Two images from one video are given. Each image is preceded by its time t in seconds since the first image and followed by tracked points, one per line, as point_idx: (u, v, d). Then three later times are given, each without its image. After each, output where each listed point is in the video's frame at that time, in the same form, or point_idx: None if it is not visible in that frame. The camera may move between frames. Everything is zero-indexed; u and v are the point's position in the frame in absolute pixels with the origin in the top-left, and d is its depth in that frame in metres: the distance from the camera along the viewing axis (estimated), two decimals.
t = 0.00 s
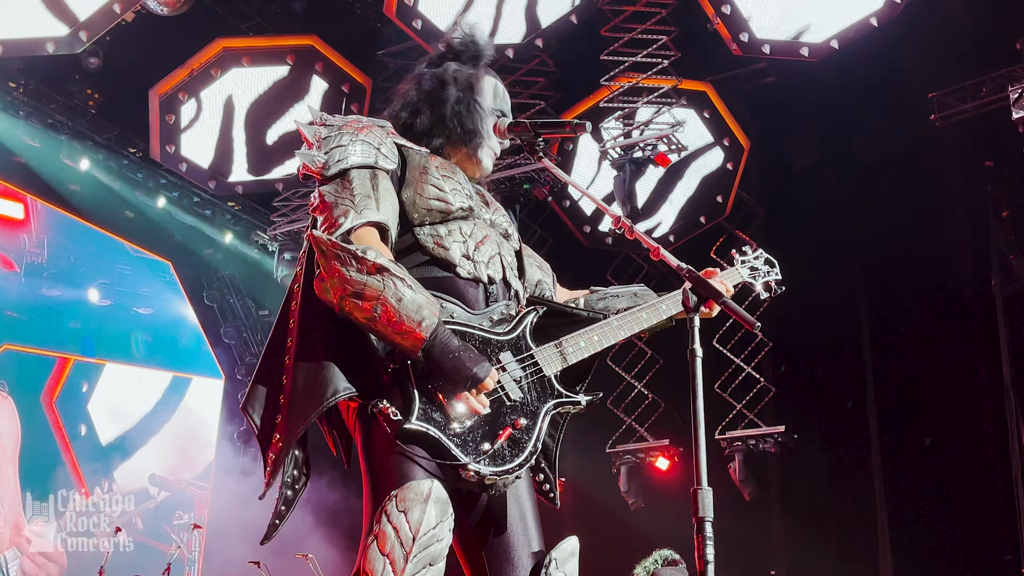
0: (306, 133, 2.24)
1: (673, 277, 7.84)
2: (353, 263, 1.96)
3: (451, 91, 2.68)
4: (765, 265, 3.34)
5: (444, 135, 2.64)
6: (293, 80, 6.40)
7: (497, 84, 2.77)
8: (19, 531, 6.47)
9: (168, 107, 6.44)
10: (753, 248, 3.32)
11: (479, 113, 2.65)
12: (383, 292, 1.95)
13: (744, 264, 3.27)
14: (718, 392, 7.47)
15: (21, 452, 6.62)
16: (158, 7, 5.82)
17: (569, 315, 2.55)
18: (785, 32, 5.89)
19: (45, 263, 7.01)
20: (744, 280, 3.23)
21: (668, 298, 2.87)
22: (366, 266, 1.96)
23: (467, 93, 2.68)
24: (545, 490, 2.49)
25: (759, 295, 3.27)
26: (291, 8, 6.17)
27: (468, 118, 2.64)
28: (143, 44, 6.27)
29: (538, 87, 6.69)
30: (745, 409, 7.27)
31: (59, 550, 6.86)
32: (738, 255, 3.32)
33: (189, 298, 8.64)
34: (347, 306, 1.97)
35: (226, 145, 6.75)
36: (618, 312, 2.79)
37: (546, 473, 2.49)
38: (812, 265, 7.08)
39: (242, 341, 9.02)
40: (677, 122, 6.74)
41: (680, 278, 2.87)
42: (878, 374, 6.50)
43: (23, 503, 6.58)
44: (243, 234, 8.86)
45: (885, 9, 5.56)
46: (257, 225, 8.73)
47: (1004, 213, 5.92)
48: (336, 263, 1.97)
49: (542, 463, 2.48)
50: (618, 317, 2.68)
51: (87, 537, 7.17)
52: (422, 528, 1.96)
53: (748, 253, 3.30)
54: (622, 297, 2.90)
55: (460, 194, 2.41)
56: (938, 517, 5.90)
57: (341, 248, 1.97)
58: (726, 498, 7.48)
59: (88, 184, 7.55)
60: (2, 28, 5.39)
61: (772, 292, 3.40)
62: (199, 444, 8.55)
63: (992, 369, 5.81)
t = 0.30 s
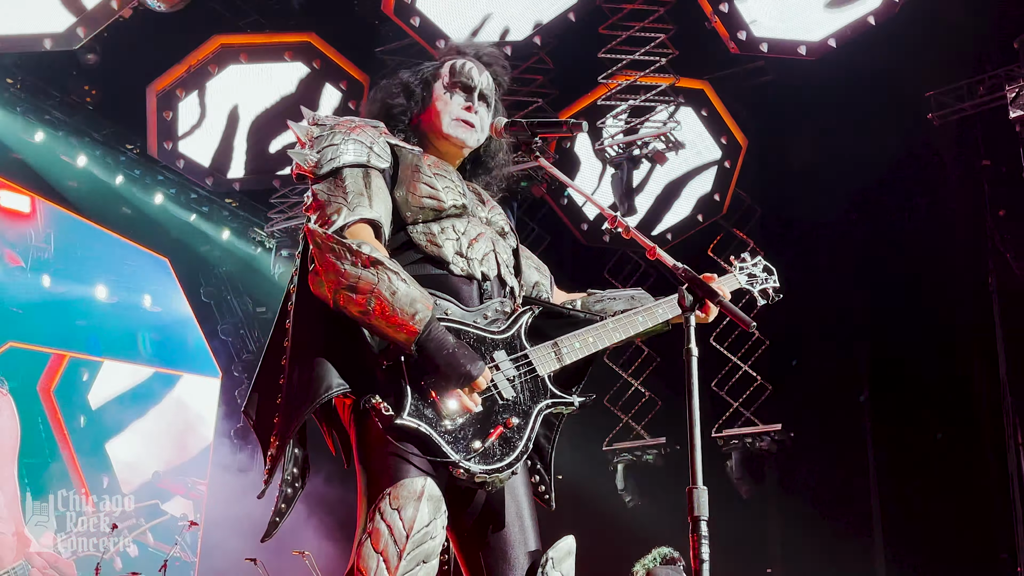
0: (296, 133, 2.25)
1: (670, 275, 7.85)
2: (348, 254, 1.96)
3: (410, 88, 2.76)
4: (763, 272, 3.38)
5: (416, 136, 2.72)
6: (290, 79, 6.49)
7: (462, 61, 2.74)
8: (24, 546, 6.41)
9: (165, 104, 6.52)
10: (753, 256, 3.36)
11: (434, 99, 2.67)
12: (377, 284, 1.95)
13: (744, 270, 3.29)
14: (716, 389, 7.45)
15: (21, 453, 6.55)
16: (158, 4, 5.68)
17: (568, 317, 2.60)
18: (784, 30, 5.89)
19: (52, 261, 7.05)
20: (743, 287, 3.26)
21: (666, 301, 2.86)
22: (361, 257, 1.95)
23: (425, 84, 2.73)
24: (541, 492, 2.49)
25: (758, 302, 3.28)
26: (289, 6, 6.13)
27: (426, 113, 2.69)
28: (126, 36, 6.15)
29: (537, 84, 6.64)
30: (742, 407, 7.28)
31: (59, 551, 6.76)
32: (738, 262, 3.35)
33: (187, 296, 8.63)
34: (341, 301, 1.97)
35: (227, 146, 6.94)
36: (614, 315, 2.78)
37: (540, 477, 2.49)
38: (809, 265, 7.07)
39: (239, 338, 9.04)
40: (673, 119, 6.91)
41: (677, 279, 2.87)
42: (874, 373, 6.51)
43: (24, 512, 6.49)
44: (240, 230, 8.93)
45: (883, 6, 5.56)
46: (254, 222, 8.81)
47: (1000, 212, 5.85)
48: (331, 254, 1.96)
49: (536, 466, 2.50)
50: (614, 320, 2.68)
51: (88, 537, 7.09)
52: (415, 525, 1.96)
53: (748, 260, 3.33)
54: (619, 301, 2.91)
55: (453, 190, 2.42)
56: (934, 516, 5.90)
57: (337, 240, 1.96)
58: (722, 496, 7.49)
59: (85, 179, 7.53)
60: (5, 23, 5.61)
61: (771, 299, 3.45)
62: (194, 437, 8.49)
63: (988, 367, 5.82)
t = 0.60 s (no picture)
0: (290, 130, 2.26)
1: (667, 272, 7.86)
2: (340, 256, 1.96)
3: (397, 80, 2.76)
4: (765, 267, 3.37)
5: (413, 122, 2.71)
6: (287, 76, 6.45)
7: (447, 53, 2.82)
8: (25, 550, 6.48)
9: (162, 100, 6.49)
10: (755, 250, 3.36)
11: (433, 85, 2.70)
12: (371, 283, 1.95)
13: (745, 265, 3.29)
14: (712, 388, 7.52)
15: (19, 452, 6.57)
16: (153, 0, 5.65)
17: (566, 312, 2.61)
18: (780, 29, 5.90)
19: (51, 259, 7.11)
20: (744, 282, 3.26)
21: (664, 297, 2.86)
22: (353, 258, 1.96)
23: (417, 72, 2.75)
24: (536, 487, 2.49)
25: (759, 296, 3.28)
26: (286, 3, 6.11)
27: (425, 98, 2.70)
28: (130, 33, 6.22)
29: (533, 82, 6.63)
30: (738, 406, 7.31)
31: (59, 551, 6.76)
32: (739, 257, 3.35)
33: (183, 294, 8.64)
34: (336, 300, 1.97)
35: (226, 142, 6.90)
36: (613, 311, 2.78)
37: (535, 472, 2.49)
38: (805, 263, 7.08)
39: (235, 335, 8.99)
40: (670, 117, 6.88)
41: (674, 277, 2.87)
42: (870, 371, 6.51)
43: (25, 515, 6.53)
44: (237, 228, 8.83)
45: (879, 7, 5.57)
46: (250, 220, 8.70)
47: (997, 212, 5.85)
48: (324, 255, 1.96)
49: (530, 462, 2.50)
50: (612, 315, 2.68)
51: (88, 537, 7.09)
52: (409, 522, 1.97)
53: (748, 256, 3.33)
54: (616, 295, 2.91)
55: (449, 187, 2.43)
56: (929, 517, 5.91)
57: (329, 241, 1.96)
58: (718, 493, 7.51)
59: (82, 176, 7.51)
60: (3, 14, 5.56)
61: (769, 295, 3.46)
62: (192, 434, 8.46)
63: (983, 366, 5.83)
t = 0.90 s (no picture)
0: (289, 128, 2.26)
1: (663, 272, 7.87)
2: (338, 255, 1.97)
3: (405, 78, 2.80)
4: (763, 271, 3.36)
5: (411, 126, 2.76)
6: (284, 73, 6.42)
7: (466, 59, 2.88)
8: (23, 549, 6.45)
9: (158, 98, 6.35)
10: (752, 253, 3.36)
11: (438, 90, 2.75)
12: (367, 283, 1.96)
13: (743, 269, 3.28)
14: (708, 387, 7.49)
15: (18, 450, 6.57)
16: None
17: (563, 310, 2.59)
18: (776, 29, 5.92)
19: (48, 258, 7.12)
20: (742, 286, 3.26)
21: (661, 300, 2.87)
22: (349, 258, 1.97)
23: (426, 76, 2.79)
24: (535, 484, 2.49)
25: (757, 299, 3.27)
26: None
27: (428, 101, 2.75)
28: (128, 32, 6.27)
29: (530, 81, 6.64)
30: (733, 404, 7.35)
31: (58, 549, 6.77)
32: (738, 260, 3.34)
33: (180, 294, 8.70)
34: (334, 300, 1.98)
35: (220, 141, 6.75)
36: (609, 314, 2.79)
37: (535, 471, 2.49)
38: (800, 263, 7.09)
39: (231, 334, 8.95)
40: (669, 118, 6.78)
41: (670, 278, 2.87)
42: (865, 371, 6.53)
43: (24, 513, 6.51)
44: (232, 225, 8.69)
45: (875, 7, 5.59)
46: (245, 218, 8.63)
47: (992, 212, 5.88)
48: (321, 254, 1.98)
49: (527, 461, 2.51)
50: (608, 318, 2.69)
51: (87, 536, 7.11)
52: (404, 521, 1.97)
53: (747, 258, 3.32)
54: (615, 296, 2.91)
55: (445, 185, 2.42)
56: (924, 514, 5.94)
57: (326, 240, 1.98)
58: (714, 492, 7.52)
59: (78, 174, 7.50)
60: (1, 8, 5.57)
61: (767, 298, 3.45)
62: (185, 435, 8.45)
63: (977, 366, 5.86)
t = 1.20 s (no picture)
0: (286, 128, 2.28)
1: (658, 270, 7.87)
2: (333, 251, 1.96)
3: (409, 80, 2.89)
4: (760, 274, 3.34)
5: (413, 127, 2.87)
6: (279, 71, 6.38)
7: (470, 59, 2.96)
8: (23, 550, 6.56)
9: (153, 95, 6.34)
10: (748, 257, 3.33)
11: (441, 93, 2.84)
12: (363, 281, 1.95)
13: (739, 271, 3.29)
14: (702, 386, 7.58)
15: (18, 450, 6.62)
16: None
17: (558, 311, 2.63)
18: (770, 28, 5.94)
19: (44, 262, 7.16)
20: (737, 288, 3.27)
21: (658, 302, 2.86)
22: (346, 255, 1.96)
23: (429, 77, 2.88)
24: (524, 485, 2.50)
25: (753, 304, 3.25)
26: None
27: (431, 105, 2.83)
28: (120, 25, 6.22)
29: (526, 80, 6.67)
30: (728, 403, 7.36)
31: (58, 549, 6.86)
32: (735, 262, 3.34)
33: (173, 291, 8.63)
34: (328, 297, 1.97)
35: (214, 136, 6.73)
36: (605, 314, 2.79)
37: (527, 468, 2.50)
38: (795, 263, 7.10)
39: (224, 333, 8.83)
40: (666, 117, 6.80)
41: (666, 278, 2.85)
42: (859, 371, 6.54)
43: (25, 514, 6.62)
44: (226, 222, 8.51)
45: (870, 7, 5.61)
46: (241, 216, 8.45)
47: (987, 212, 5.84)
48: (316, 251, 1.97)
49: (520, 459, 2.50)
50: (604, 320, 2.68)
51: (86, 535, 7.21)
52: (397, 518, 1.97)
53: (744, 261, 3.32)
54: (611, 297, 2.91)
55: (439, 186, 2.41)
56: (917, 514, 5.95)
57: (322, 236, 1.96)
58: (708, 491, 7.51)
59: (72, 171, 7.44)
60: None
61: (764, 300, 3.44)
62: (179, 436, 8.47)
63: (970, 366, 5.87)
